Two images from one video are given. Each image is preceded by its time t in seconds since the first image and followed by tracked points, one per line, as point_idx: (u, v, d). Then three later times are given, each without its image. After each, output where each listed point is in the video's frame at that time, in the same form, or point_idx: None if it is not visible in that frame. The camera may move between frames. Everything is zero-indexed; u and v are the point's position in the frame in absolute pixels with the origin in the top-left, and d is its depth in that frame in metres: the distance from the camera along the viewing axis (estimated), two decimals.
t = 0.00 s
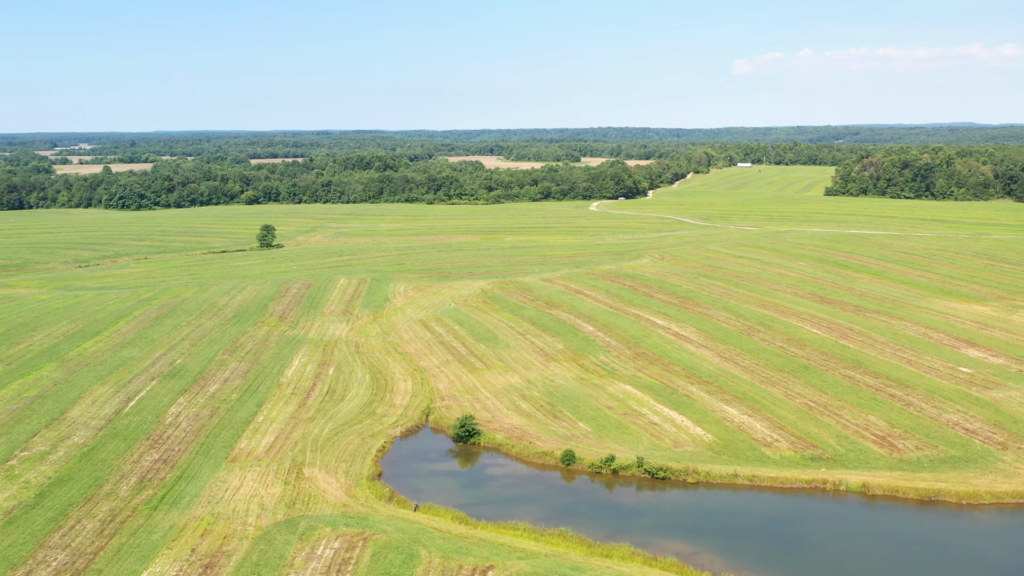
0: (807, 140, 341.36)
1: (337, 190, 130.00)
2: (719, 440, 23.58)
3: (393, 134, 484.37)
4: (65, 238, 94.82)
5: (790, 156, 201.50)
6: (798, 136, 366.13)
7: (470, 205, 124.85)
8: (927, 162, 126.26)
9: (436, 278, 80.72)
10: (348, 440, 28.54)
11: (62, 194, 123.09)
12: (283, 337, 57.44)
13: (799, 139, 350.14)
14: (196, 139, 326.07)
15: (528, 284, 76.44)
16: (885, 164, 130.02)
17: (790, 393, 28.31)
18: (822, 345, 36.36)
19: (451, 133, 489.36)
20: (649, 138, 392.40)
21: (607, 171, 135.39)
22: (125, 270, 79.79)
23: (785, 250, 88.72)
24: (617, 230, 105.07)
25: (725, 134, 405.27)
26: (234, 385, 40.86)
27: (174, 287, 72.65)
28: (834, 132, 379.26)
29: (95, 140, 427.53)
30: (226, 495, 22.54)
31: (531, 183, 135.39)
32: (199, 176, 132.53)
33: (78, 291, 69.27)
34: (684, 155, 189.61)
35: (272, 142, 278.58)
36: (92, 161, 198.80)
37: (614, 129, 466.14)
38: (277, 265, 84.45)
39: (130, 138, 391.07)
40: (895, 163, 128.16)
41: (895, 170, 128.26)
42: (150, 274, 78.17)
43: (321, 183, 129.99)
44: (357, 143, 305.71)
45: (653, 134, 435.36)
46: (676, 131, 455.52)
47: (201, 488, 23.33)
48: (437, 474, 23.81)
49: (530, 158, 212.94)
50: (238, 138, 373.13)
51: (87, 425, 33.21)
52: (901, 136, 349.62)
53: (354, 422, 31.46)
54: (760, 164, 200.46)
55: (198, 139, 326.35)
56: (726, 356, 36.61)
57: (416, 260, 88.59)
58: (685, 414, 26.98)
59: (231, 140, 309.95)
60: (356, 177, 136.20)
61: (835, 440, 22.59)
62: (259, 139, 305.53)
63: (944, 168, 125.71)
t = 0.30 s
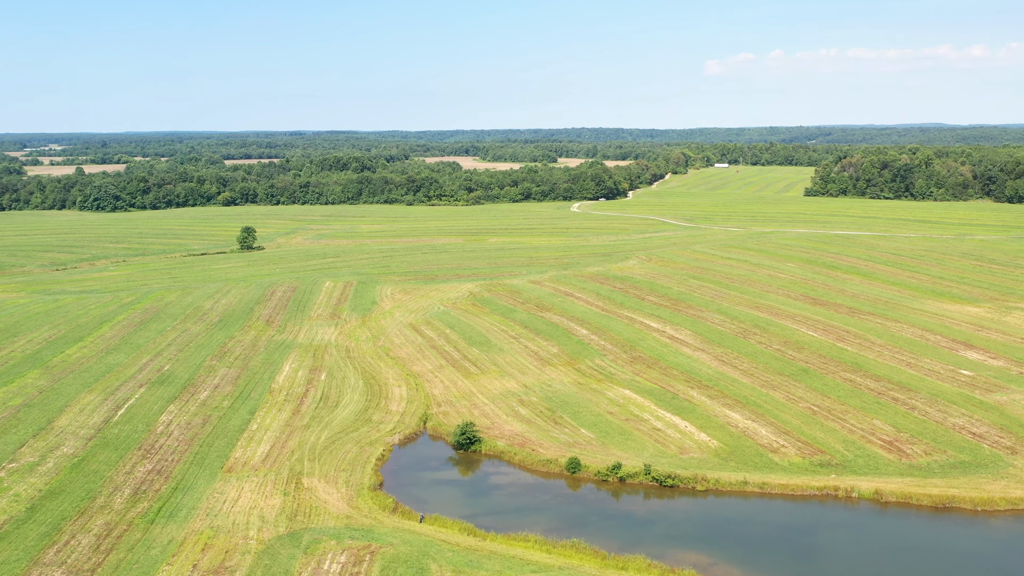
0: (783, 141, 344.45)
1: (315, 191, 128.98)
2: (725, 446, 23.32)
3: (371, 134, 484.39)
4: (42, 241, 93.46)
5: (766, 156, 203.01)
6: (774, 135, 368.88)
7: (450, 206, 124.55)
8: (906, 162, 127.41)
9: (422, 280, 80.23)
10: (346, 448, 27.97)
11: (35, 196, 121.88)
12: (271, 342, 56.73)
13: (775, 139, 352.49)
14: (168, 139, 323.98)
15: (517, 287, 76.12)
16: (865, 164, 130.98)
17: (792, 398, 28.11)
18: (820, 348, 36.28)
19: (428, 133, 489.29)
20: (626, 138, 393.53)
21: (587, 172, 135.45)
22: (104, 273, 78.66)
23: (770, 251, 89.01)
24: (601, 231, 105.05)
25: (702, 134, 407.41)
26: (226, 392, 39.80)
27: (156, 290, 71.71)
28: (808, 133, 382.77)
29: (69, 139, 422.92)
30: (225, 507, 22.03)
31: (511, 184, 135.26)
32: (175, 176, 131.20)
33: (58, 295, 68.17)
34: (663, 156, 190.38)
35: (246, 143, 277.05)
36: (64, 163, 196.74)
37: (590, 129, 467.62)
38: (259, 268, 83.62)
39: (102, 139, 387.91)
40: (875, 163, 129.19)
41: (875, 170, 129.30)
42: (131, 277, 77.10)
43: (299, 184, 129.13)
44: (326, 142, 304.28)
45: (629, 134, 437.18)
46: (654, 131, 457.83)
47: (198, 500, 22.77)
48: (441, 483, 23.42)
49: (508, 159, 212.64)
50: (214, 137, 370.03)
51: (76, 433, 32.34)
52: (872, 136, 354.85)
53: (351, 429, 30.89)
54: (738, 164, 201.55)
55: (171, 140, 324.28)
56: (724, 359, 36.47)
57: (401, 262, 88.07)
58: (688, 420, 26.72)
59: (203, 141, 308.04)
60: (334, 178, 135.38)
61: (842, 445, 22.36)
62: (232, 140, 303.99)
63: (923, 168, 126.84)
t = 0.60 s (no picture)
0: (754, 142, 347.22)
1: (291, 192, 128.01)
2: (732, 452, 23.09)
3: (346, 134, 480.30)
4: (16, 244, 91.81)
5: (740, 156, 204.48)
6: (748, 135, 371.53)
7: (428, 207, 124.20)
8: (883, 163, 128.58)
9: (407, 283, 79.72)
10: (344, 457, 27.35)
11: (5, 198, 120.28)
12: (258, 347, 55.96)
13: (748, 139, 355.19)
14: (136, 141, 320.34)
15: (504, 290, 75.76)
16: (842, 165, 132.05)
17: (795, 402, 27.97)
18: (818, 351, 36.22)
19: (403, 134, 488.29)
20: (601, 139, 394.20)
21: (565, 172, 135.39)
22: (81, 277, 77.37)
23: (753, 252, 89.42)
24: (583, 232, 105.00)
25: (677, 134, 409.10)
26: (216, 397, 38.55)
27: (136, 294, 70.69)
28: (780, 133, 386.19)
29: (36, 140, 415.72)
30: (224, 520, 21.49)
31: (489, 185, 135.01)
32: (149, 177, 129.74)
33: (35, 300, 66.90)
34: (639, 156, 191.11)
35: (216, 143, 274.82)
36: (32, 163, 193.85)
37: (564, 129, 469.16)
38: (240, 271, 82.76)
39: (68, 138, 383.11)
40: (852, 164, 130.24)
41: (852, 171, 130.39)
42: (109, 281, 75.90)
43: (275, 185, 128.04)
44: (296, 142, 302.45)
45: (603, 134, 438.94)
46: (630, 132, 458.67)
47: (196, 513, 22.17)
48: (445, 493, 22.98)
49: (485, 160, 212.25)
50: (183, 137, 364.99)
51: (63, 444, 31.28)
52: (844, 136, 358.08)
53: (347, 436, 30.25)
54: (713, 164, 202.76)
55: (140, 141, 321.32)
56: (722, 363, 36.36)
57: (385, 264, 87.46)
58: (692, 425, 26.51)
59: (172, 142, 305.33)
60: (310, 179, 134.38)
61: (849, 450, 22.20)
62: (202, 141, 301.56)
63: (900, 168, 128.14)
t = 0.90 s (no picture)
0: (728, 142, 349.74)
1: (267, 193, 126.98)
2: (737, 458, 22.90)
3: (322, 134, 477.89)
4: None
5: (715, 156, 205.70)
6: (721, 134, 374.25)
7: (406, 208, 123.72)
8: (861, 163, 129.70)
9: (392, 285, 79.17)
10: (342, 465, 26.70)
11: None
12: (246, 352, 55.16)
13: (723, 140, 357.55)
14: (104, 141, 316.90)
15: (491, 292, 75.42)
16: (820, 165, 133.07)
17: (796, 406, 27.86)
18: (814, 353, 36.22)
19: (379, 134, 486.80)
20: (575, 139, 395.50)
21: (544, 173, 135.28)
22: (58, 280, 76.07)
23: (735, 252, 89.80)
24: (565, 233, 104.88)
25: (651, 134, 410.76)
26: (206, 403, 36.91)
27: (116, 298, 69.73)
28: (753, 132, 389.07)
29: None
30: (223, 534, 20.93)
31: (467, 186, 134.63)
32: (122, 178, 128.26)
33: (13, 305, 65.68)
34: (616, 156, 191.67)
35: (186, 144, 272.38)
36: None
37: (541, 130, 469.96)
38: (220, 274, 81.92)
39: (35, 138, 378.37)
40: (830, 164, 131.25)
41: (830, 171, 131.40)
42: (87, 284, 74.70)
43: (250, 186, 126.97)
44: (267, 141, 300.46)
45: (579, 134, 440.31)
46: (607, 131, 460.57)
47: (194, 527, 21.54)
48: (448, 502, 22.57)
49: (460, 160, 211.98)
50: (153, 137, 361.83)
51: (49, 456, 29.87)
52: (814, 137, 363.67)
53: (343, 444, 29.59)
54: (687, 164, 203.82)
55: (109, 141, 318.13)
56: (719, 366, 36.28)
57: (369, 266, 86.86)
58: (695, 431, 26.34)
59: (141, 143, 302.41)
60: (286, 180, 133.36)
61: (856, 454, 22.04)
62: (172, 141, 298.85)
63: (878, 168, 129.40)
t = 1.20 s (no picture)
0: (694, 142, 351.73)
1: (239, 194, 125.69)
2: (742, 465, 22.72)
3: (277, 134, 475.03)
4: None
5: (687, 156, 206.82)
6: (692, 133, 376.58)
7: (381, 209, 123.06)
8: (835, 163, 130.90)
9: (374, 288, 78.53)
10: (338, 475, 25.92)
11: None
12: (229, 356, 53.05)
13: (694, 140, 359.61)
14: (68, 141, 313.23)
15: (475, 294, 75.00)
16: (794, 165, 134.18)
17: (797, 410, 27.77)
18: (809, 356, 36.29)
19: (351, 134, 484.91)
20: (546, 138, 396.27)
21: (519, 173, 135.07)
22: (30, 284, 74.65)
23: (716, 252, 90.17)
24: (544, 233, 104.73)
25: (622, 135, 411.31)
26: (193, 412, 34.81)
27: (92, 302, 68.66)
28: (723, 132, 391.87)
29: None
30: (220, 549, 20.33)
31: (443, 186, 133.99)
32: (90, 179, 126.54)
33: None
34: (589, 156, 192.13)
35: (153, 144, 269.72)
36: None
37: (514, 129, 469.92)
38: (197, 276, 81.14)
39: None
40: (805, 164, 132.28)
41: (805, 171, 132.46)
42: (60, 288, 73.36)
43: (222, 187, 125.71)
44: (234, 141, 298.29)
45: (552, 133, 441.22)
46: (579, 132, 460.81)
47: (190, 542, 20.87)
48: (450, 513, 22.11)
49: (433, 160, 211.49)
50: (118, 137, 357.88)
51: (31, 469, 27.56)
52: (784, 137, 365.90)
53: (337, 452, 28.79)
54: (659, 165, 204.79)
55: (73, 141, 314.44)
56: (715, 370, 36.26)
57: (349, 269, 86.18)
58: (697, 436, 26.15)
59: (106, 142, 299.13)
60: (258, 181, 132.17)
61: (861, 459, 21.89)
62: (138, 141, 295.92)
63: (852, 168, 130.73)
